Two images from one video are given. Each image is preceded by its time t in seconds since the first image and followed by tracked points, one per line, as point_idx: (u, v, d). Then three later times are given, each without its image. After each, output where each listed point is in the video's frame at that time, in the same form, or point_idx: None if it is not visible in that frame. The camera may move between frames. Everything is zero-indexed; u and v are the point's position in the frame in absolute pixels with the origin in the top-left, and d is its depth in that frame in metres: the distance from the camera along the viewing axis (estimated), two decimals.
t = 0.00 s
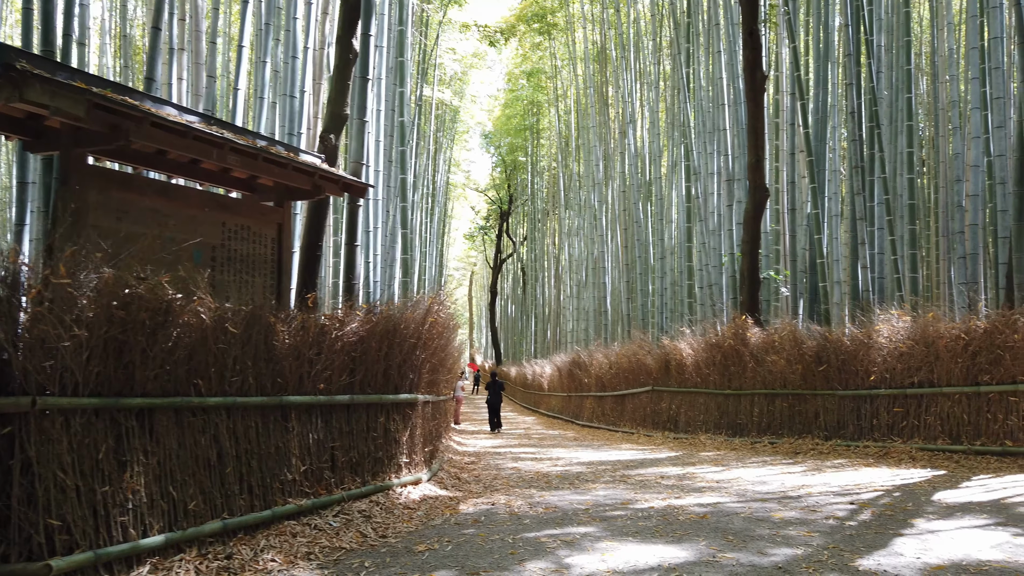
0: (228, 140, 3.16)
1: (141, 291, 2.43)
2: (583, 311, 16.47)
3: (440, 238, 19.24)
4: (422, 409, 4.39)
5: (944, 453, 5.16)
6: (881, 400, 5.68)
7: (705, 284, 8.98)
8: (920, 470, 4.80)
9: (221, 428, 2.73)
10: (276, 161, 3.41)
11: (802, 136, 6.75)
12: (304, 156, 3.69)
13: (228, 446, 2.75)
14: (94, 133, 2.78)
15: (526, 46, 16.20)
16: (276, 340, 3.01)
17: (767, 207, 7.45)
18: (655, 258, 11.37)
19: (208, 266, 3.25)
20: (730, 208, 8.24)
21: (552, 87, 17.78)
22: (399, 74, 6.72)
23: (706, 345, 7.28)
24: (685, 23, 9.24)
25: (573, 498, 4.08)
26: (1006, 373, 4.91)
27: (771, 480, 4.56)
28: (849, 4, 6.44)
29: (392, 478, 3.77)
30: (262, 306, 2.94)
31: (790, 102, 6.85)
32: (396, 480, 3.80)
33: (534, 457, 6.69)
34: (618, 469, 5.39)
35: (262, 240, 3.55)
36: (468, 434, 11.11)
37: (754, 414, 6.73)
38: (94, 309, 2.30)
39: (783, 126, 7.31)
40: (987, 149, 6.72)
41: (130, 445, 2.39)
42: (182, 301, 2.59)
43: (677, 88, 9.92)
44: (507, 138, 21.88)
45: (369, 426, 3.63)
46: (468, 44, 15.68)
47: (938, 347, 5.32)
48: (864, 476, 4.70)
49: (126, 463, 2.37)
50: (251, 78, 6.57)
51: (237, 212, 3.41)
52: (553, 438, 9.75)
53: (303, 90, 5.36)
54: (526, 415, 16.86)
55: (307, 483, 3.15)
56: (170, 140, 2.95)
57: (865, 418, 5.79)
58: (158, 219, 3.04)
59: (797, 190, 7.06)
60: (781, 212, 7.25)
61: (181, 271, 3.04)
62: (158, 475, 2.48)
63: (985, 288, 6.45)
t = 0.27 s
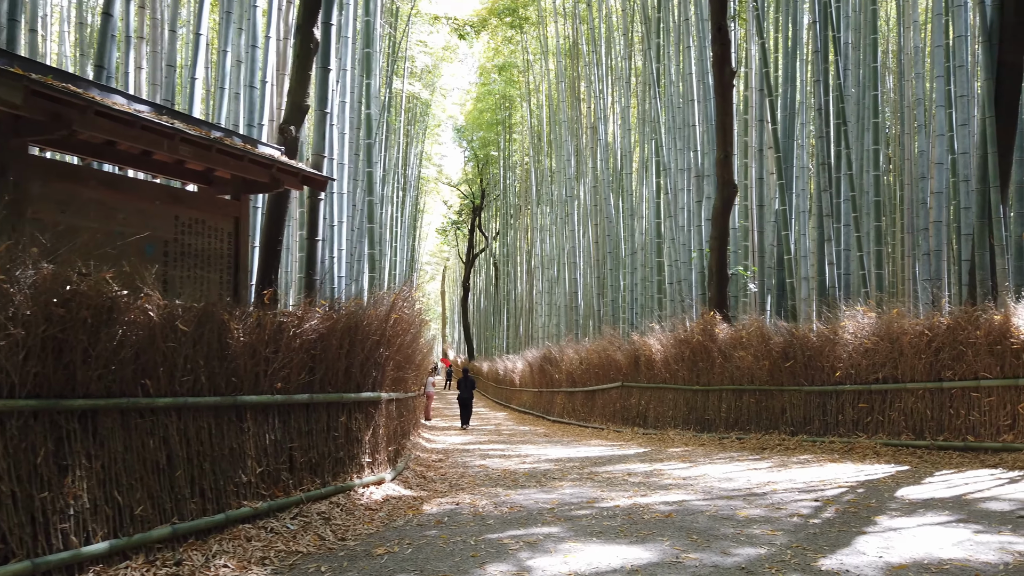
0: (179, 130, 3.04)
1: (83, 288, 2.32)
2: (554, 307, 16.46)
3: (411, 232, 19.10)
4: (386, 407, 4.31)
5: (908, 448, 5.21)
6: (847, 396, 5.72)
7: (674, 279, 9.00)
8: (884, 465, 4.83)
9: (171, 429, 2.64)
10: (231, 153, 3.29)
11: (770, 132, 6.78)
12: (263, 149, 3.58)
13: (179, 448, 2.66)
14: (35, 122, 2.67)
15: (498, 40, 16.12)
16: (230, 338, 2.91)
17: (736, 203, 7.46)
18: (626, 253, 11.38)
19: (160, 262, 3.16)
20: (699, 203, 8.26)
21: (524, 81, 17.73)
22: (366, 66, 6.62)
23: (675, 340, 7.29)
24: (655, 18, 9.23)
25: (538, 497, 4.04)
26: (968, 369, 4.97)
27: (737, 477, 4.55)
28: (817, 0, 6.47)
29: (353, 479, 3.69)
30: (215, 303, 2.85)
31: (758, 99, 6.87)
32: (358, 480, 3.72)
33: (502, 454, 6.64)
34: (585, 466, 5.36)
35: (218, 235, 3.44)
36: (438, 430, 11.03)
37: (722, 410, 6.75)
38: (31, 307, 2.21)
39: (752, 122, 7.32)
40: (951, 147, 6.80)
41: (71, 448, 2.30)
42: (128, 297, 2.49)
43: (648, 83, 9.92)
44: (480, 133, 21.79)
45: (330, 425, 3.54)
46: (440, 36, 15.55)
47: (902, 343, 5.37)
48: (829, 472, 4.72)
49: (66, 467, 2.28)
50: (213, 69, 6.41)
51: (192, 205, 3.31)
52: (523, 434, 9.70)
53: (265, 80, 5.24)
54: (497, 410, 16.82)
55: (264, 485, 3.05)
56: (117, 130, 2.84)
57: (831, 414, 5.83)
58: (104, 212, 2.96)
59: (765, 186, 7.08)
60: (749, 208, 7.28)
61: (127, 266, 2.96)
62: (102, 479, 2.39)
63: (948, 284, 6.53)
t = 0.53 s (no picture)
0: (136, 127, 2.95)
1: (31, 289, 2.24)
2: (530, 306, 16.45)
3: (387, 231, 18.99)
4: (355, 409, 4.24)
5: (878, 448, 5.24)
6: (817, 396, 5.75)
7: (648, 279, 9.02)
8: (853, 465, 4.86)
9: (126, 436, 2.56)
10: (192, 150, 3.20)
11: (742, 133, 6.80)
12: (226, 146, 3.49)
13: (135, 454, 2.58)
14: None
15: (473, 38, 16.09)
16: (189, 341, 2.83)
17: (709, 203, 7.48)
18: (600, 253, 11.39)
19: (117, 263, 3.07)
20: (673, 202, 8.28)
21: (500, 80, 17.71)
22: (336, 63, 6.53)
23: (649, 340, 7.30)
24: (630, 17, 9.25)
25: (509, 500, 3.99)
26: (936, 370, 5.01)
27: (708, 478, 4.55)
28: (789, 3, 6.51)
29: (319, 483, 3.61)
30: (173, 305, 2.77)
31: (731, 100, 6.89)
32: (324, 485, 3.64)
33: (475, 456, 6.60)
34: (558, 468, 5.33)
35: (179, 234, 3.35)
36: (412, 431, 10.95)
37: (695, 410, 6.76)
38: None
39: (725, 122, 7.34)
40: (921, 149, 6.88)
41: (19, 456, 2.21)
42: (79, 299, 2.42)
43: (622, 83, 9.94)
44: (456, 131, 21.74)
45: (295, 429, 3.46)
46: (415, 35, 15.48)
47: (871, 344, 5.40)
48: (800, 472, 4.73)
49: (14, 476, 2.20)
50: (180, 63, 6.29)
51: (152, 204, 3.23)
52: (498, 435, 9.66)
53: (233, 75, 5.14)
54: (473, 410, 16.78)
55: (225, 491, 2.97)
56: (71, 126, 2.75)
57: (802, 414, 5.86)
58: (58, 210, 2.88)
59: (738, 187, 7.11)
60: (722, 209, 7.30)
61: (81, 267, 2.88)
62: (51, 487, 2.31)
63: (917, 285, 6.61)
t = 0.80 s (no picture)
0: (102, 124, 2.89)
1: None
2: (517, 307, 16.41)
3: (374, 231, 18.91)
4: (332, 411, 4.17)
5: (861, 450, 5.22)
6: (801, 397, 5.72)
7: (634, 281, 9.00)
8: (836, 468, 4.84)
9: (89, 440, 2.49)
10: (161, 148, 3.13)
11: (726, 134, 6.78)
12: (198, 145, 3.43)
13: (97, 460, 2.51)
14: None
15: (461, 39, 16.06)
16: (157, 343, 2.76)
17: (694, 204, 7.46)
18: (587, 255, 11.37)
19: (84, 263, 3.01)
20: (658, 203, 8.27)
21: (488, 81, 17.69)
22: (318, 62, 6.47)
23: (634, 342, 7.27)
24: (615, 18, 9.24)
25: (488, 505, 3.94)
26: (919, 371, 4.99)
27: (691, 481, 4.51)
28: (773, 4, 6.51)
29: (294, 488, 3.54)
30: (138, 306, 2.70)
31: (715, 100, 6.88)
32: (300, 489, 3.57)
33: (458, 458, 6.54)
34: (540, 471, 5.29)
35: (149, 233, 3.28)
36: (397, 433, 10.88)
37: (680, 412, 6.73)
38: None
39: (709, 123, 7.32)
40: (905, 150, 6.89)
41: None
42: (37, 300, 2.36)
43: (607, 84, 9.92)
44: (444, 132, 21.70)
45: (269, 433, 3.39)
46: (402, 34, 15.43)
47: (855, 346, 5.38)
48: (783, 475, 4.70)
49: None
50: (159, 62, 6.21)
51: (120, 203, 3.16)
52: (483, 437, 9.62)
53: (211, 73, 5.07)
54: (460, 412, 16.72)
55: (194, 497, 2.90)
56: (33, 122, 2.68)
57: (786, 416, 5.83)
58: (22, 210, 2.82)
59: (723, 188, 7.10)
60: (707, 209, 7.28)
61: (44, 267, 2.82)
62: (8, 494, 2.24)
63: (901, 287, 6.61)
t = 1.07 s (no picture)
0: (67, 126, 2.83)
1: None
2: (510, 310, 16.35)
3: (366, 235, 18.86)
4: (311, 419, 4.10)
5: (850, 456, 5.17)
6: (790, 403, 5.67)
7: (624, 285, 8.95)
8: (824, 475, 4.79)
9: (49, 452, 2.42)
10: (129, 151, 3.07)
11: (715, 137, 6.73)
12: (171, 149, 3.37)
13: (58, 472, 2.45)
14: None
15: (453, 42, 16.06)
16: (123, 351, 2.70)
17: (683, 208, 7.42)
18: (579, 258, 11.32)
19: (51, 269, 2.94)
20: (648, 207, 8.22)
21: (481, 84, 17.67)
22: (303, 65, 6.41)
23: (623, 347, 7.21)
24: (606, 21, 9.21)
25: (469, 514, 3.87)
26: (908, 377, 4.94)
27: (676, 489, 4.45)
28: (761, 7, 6.47)
29: (270, 498, 3.47)
30: (103, 314, 2.64)
31: (704, 103, 6.84)
32: (275, 499, 3.50)
33: (445, 465, 6.47)
34: (526, 478, 5.22)
35: (120, 239, 3.22)
36: (387, 439, 10.80)
37: (669, 418, 6.67)
38: None
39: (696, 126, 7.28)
40: (895, 155, 6.86)
41: None
42: None
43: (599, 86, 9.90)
44: (437, 136, 21.69)
45: (243, 442, 3.32)
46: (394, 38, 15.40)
47: (843, 351, 5.34)
48: (770, 482, 4.65)
49: None
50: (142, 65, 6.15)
51: (89, 207, 3.09)
52: (473, 442, 9.54)
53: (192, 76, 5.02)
54: (453, 416, 16.64)
55: (162, 508, 2.83)
56: None
57: (775, 422, 5.76)
58: None
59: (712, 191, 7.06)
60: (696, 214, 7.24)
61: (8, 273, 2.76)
62: None
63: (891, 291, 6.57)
